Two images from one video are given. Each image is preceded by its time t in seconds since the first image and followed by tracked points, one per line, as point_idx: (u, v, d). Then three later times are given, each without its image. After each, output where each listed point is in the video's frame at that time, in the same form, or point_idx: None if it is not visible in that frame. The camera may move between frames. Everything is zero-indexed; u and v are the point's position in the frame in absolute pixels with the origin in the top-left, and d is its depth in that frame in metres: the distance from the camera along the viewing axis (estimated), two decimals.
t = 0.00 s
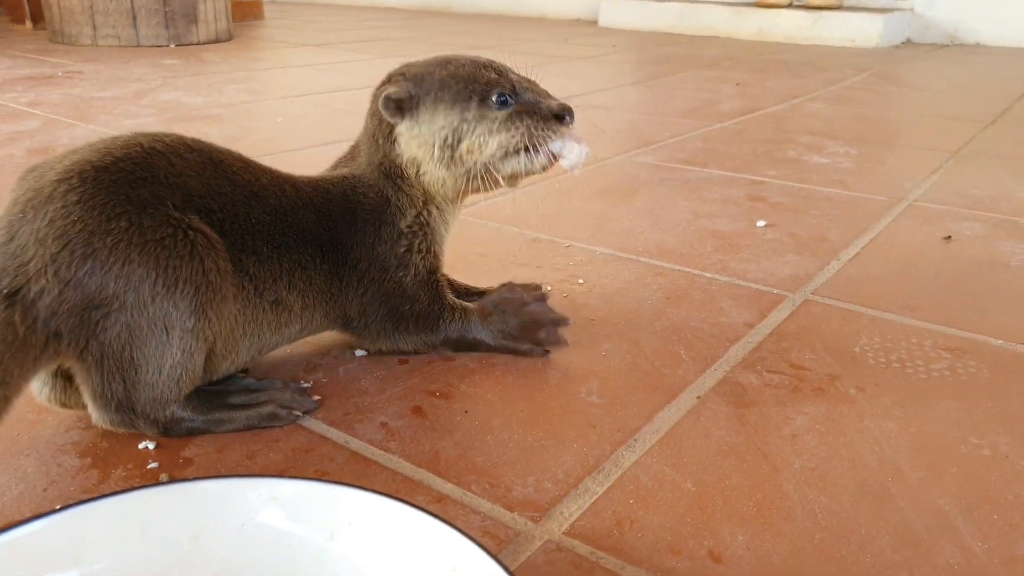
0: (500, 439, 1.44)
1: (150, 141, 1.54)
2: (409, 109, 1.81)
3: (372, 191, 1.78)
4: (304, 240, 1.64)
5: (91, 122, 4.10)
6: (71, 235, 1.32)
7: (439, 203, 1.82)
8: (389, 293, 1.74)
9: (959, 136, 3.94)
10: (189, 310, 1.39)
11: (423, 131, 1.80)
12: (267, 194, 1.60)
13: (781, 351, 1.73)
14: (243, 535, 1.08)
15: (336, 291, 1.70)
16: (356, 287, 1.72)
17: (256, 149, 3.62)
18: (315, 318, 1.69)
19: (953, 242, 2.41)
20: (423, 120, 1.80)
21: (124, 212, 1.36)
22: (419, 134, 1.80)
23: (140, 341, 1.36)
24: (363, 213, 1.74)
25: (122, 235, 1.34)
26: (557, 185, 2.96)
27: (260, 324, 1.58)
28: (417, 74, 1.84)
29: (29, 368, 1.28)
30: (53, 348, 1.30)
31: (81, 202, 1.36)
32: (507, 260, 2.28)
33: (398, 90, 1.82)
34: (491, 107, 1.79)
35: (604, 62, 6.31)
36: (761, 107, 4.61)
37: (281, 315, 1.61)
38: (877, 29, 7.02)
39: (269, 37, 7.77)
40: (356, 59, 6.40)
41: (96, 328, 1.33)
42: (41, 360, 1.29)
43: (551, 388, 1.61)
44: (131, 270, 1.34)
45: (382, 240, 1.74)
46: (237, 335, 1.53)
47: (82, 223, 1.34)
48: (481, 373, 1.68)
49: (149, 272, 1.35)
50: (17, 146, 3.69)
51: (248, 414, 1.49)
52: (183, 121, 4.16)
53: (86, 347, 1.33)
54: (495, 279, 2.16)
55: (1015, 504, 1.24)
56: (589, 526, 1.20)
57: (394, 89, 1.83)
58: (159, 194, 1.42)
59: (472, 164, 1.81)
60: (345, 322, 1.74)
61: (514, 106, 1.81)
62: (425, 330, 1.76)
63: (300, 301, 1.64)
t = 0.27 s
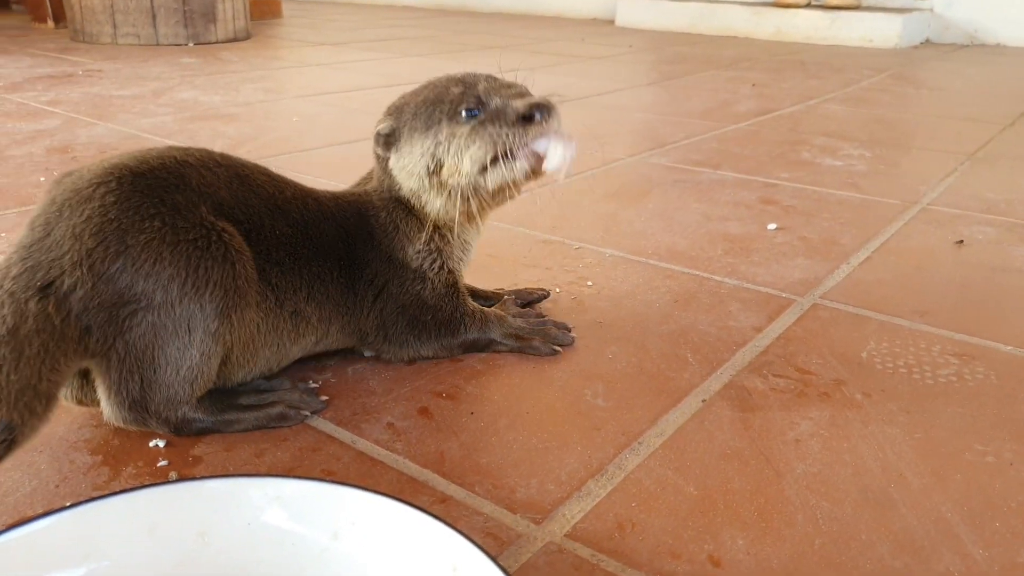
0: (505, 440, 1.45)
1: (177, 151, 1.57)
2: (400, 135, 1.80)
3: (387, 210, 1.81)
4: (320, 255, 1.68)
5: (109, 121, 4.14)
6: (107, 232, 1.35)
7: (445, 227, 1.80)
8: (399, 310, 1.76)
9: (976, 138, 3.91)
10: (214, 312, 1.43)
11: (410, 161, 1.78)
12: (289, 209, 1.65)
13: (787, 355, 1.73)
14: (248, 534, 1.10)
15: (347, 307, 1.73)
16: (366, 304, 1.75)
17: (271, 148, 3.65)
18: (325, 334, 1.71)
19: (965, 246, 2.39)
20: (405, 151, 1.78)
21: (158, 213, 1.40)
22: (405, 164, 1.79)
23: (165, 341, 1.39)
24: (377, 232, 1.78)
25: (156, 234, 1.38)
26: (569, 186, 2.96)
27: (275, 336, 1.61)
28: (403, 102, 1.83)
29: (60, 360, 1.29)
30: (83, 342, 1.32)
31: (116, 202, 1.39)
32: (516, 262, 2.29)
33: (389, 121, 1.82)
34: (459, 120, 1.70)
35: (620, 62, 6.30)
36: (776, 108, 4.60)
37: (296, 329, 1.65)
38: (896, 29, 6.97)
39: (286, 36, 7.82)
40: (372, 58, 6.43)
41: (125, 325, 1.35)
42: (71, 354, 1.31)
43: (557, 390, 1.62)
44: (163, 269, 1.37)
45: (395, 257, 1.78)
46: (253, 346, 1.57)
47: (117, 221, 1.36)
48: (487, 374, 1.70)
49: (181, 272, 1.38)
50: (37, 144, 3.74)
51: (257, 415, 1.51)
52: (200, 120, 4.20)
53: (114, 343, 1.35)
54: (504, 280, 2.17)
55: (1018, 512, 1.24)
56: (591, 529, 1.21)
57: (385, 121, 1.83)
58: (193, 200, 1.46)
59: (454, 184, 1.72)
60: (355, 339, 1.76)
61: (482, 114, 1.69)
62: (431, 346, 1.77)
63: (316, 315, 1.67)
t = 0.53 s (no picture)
0: (505, 436, 1.46)
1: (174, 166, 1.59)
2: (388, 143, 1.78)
3: (374, 215, 1.79)
4: (321, 260, 1.70)
5: (116, 118, 4.16)
6: (118, 244, 1.36)
7: (435, 234, 1.78)
8: (401, 310, 1.77)
9: (982, 137, 3.90)
10: (227, 314, 1.44)
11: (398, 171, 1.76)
12: (287, 216, 1.67)
13: (789, 352, 1.73)
14: (248, 527, 1.10)
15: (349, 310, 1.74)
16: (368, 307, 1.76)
17: (276, 145, 3.66)
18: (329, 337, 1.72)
19: (969, 244, 2.39)
20: (391, 159, 1.76)
21: (167, 222, 1.41)
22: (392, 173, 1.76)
23: (178, 344, 1.39)
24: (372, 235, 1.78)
25: (167, 242, 1.39)
26: (573, 184, 2.97)
27: (277, 340, 1.62)
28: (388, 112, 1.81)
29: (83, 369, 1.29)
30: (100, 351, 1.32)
31: (124, 214, 1.40)
32: (519, 259, 2.29)
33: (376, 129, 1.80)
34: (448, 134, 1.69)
35: (626, 60, 6.30)
36: (782, 106, 4.59)
37: (302, 332, 1.66)
38: (903, 28, 6.95)
39: (292, 33, 7.84)
40: (378, 56, 6.44)
41: (140, 331, 1.36)
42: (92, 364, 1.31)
43: (558, 386, 1.62)
44: (177, 273, 1.38)
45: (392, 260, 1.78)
46: (257, 349, 1.58)
47: (127, 232, 1.37)
48: (489, 371, 1.70)
49: (194, 275, 1.39)
50: (44, 141, 3.76)
51: (259, 411, 1.52)
52: (206, 117, 4.22)
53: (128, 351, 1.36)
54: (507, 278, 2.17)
55: (1017, 509, 1.24)
56: (589, 524, 1.21)
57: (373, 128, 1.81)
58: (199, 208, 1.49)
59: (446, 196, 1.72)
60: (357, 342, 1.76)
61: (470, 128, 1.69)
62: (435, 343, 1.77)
63: (319, 318, 1.68)
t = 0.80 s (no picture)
0: (505, 433, 1.45)
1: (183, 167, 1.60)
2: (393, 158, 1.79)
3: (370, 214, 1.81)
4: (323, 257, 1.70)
5: (119, 115, 4.16)
6: (127, 239, 1.36)
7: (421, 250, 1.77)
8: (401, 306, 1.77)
9: (986, 136, 3.88)
10: (233, 308, 1.44)
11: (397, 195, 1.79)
12: (292, 214, 1.68)
13: (790, 351, 1.72)
14: (247, 524, 1.10)
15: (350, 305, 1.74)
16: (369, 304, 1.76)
17: (279, 142, 3.66)
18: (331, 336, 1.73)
19: (972, 244, 2.38)
20: (392, 179, 1.77)
21: (175, 217, 1.42)
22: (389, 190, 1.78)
23: (183, 339, 1.40)
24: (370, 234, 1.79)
25: (174, 237, 1.40)
26: (575, 182, 2.96)
27: (282, 336, 1.62)
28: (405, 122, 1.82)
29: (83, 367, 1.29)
30: (104, 345, 1.33)
31: (133, 211, 1.41)
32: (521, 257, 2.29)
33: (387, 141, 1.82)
34: (447, 187, 1.71)
35: (630, 59, 6.29)
36: (785, 105, 4.58)
37: (306, 329, 1.67)
38: (907, 27, 6.93)
39: (296, 30, 7.83)
40: (381, 53, 6.43)
41: (145, 325, 1.36)
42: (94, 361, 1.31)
43: (559, 384, 1.61)
44: (184, 267, 1.38)
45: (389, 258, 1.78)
46: (262, 345, 1.58)
47: (135, 228, 1.38)
48: (490, 368, 1.70)
49: (201, 270, 1.39)
50: (46, 137, 3.76)
51: (258, 407, 1.51)
52: (208, 114, 4.21)
53: (134, 345, 1.36)
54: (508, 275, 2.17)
55: (1018, 509, 1.23)
56: (589, 522, 1.21)
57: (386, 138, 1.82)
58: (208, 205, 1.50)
59: (429, 237, 1.73)
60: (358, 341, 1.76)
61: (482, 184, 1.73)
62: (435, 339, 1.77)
63: (321, 315, 1.69)
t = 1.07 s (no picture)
0: (505, 428, 1.45)
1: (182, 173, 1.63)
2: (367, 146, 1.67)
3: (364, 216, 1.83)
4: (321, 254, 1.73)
5: (119, 110, 4.16)
6: (130, 233, 1.38)
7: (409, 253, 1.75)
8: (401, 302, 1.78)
9: (988, 134, 3.88)
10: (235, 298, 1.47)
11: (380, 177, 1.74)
12: (287, 211, 1.70)
13: (791, 347, 1.72)
14: (246, 517, 1.10)
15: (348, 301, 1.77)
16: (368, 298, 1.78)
17: (279, 138, 3.65)
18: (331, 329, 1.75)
19: (973, 241, 2.38)
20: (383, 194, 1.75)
21: (176, 213, 1.45)
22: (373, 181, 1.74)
23: (185, 328, 1.41)
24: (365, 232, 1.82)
25: (176, 230, 1.42)
26: (576, 178, 2.96)
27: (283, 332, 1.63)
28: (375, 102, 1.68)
29: (83, 359, 1.29)
30: (106, 336, 1.33)
31: (135, 209, 1.43)
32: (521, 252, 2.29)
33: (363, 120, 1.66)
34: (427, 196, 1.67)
35: (631, 56, 6.28)
36: (787, 102, 4.57)
37: (307, 323, 1.68)
38: (909, 25, 6.92)
39: (297, 26, 7.82)
40: (382, 50, 6.42)
41: (147, 315, 1.36)
42: (93, 353, 1.31)
43: (559, 379, 1.61)
44: (187, 258, 1.40)
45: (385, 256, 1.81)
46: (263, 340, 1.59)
47: (138, 222, 1.40)
48: (490, 363, 1.70)
49: (203, 260, 1.41)
50: (47, 132, 3.75)
51: (260, 400, 1.51)
52: (209, 109, 4.21)
53: (136, 335, 1.36)
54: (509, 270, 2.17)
55: (1018, 504, 1.23)
56: (589, 516, 1.21)
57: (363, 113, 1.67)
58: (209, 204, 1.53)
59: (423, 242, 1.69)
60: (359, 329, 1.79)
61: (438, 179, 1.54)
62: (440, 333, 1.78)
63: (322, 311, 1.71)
